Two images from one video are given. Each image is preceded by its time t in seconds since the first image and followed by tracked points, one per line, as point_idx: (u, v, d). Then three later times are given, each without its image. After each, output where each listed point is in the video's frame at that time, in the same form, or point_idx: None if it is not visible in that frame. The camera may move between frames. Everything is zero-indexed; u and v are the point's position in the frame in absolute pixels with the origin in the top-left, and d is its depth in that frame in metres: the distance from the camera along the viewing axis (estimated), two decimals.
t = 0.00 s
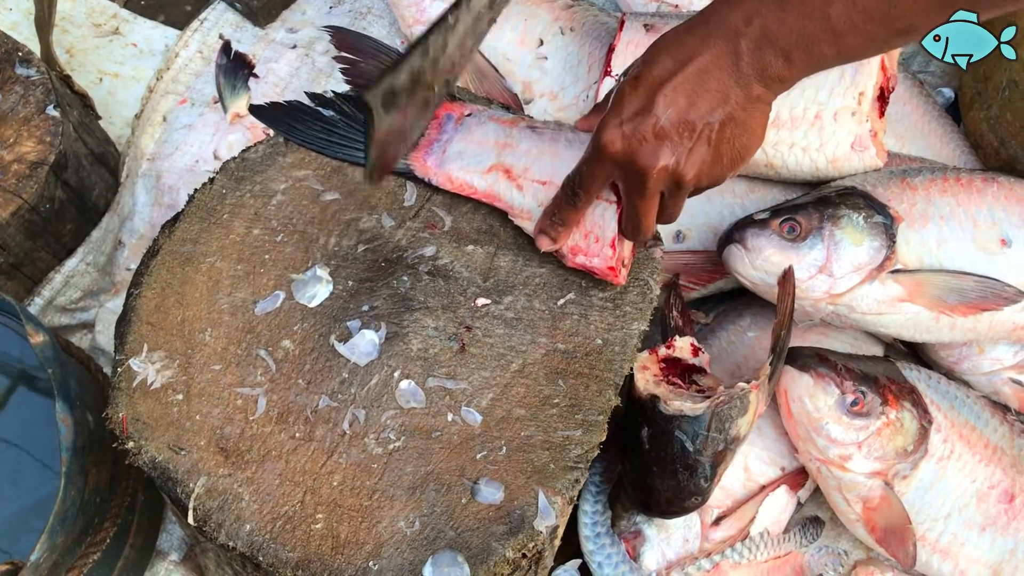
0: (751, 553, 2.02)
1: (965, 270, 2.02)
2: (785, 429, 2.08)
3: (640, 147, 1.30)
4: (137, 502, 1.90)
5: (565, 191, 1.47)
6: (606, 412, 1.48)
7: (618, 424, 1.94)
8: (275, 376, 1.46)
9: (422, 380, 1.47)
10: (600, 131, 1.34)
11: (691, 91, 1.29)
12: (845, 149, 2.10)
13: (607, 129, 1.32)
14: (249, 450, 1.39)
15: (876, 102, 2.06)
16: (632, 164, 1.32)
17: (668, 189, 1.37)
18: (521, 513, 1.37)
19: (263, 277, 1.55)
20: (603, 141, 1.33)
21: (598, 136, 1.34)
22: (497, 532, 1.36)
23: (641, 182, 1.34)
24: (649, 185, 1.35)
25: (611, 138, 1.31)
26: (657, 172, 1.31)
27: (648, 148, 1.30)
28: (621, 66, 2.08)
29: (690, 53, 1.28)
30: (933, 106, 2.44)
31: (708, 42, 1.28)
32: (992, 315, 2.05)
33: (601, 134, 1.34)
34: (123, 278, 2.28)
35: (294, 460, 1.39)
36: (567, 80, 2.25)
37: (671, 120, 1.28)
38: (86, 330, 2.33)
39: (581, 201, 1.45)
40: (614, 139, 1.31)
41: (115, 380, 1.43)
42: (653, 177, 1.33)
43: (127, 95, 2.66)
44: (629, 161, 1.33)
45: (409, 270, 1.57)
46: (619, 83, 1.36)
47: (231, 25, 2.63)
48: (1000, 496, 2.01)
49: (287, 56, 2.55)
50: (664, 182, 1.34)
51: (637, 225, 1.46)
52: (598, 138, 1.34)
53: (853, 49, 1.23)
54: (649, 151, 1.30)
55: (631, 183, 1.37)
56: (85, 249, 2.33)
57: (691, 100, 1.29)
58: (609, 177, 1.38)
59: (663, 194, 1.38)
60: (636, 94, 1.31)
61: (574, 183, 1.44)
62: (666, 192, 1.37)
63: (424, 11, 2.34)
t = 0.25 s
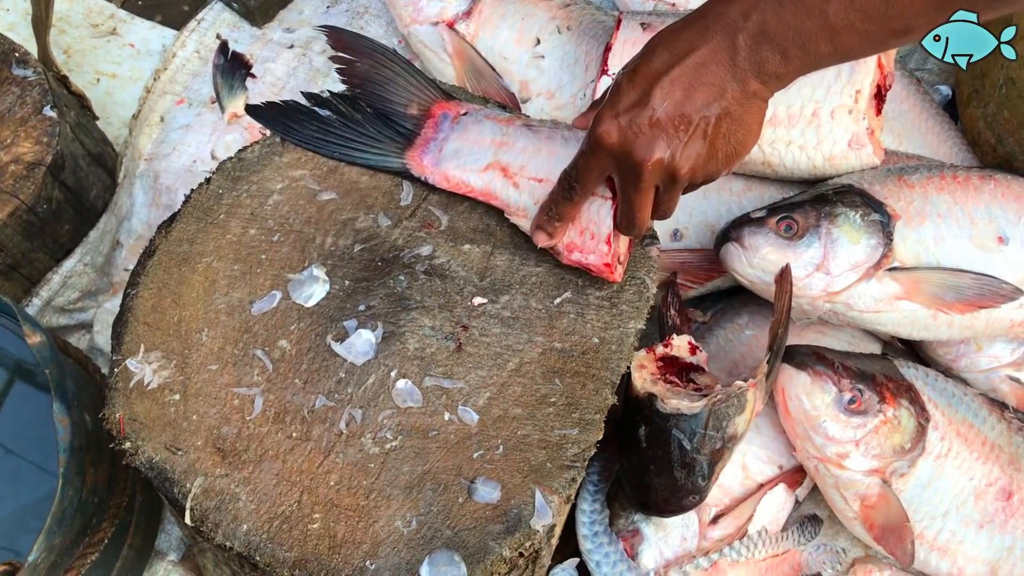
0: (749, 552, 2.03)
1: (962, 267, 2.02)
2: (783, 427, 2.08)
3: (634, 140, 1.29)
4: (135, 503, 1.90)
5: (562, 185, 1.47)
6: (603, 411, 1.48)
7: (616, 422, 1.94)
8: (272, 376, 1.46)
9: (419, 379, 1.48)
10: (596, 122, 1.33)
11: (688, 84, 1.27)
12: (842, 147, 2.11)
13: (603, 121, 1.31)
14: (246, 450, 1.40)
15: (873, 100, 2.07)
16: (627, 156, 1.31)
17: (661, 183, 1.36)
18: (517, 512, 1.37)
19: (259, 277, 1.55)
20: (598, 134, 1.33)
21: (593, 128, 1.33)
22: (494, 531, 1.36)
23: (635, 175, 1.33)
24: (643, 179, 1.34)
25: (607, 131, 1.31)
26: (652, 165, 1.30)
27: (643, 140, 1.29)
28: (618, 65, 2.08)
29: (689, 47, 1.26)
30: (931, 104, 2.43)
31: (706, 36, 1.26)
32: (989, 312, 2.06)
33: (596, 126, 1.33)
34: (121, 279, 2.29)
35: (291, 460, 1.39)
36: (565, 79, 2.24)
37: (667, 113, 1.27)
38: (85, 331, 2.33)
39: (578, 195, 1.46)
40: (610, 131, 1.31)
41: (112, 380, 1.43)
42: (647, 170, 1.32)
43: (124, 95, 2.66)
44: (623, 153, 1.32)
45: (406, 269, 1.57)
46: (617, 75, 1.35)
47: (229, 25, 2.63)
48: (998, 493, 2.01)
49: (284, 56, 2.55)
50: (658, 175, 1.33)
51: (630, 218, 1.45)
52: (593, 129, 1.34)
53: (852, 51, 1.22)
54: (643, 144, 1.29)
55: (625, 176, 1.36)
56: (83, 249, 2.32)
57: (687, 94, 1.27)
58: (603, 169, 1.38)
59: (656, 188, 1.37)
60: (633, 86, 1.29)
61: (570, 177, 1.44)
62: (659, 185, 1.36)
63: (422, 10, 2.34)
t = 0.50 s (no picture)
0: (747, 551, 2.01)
1: (959, 265, 2.02)
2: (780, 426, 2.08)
3: (640, 135, 1.29)
4: (133, 503, 1.90)
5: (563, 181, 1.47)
6: (599, 410, 1.48)
7: (614, 421, 1.93)
8: (269, 375, 1.46)
9: (416, 378, 1.48)
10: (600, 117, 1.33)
11: (693, 80, 1.28)
12: (839, 145, 2.11)
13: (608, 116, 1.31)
14: (243, 450, 1.40)
15: (870, 98, 2.07)
16: (632, 151, 1.31)
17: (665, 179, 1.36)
18: (514, 511, 1.37)
19: (256, 277, 1.55)
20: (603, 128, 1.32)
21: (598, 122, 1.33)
22: (491, 530, 1.35)
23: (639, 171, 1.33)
24: (647, 174, 1.34)
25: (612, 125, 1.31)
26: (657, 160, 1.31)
27: (647, 136, 1.29)
28: (615, 64, 2.09)
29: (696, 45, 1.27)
30: (928, 102, 2.43)
31: (712, 33, 1.27)
32: (987, 310, 2.06)
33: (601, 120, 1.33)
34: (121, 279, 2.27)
35: (288, 459, 1.39)
36: (562, 78, 2.25)
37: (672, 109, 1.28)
38: (82, 331, 2.32)
39: (580, 190, 1.45)
40: (614, 126, 1.30)
41: (109, 380, 1.43)
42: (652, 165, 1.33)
43: (122, 95, 2.66)
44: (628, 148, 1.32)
45: (402, 268, 1.57)
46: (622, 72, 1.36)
47: (226, 24, 2.63)
48: (995, 490, 2.01)
49: (281, 56, 2.55)
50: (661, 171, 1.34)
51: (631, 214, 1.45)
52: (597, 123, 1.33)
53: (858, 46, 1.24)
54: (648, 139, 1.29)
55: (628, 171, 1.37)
56: (80, 249, 2.32)
57: (693, 90, 1.28)
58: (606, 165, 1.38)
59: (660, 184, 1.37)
60: (638, 82, 1.30)
61: (573, 172, 1.44)
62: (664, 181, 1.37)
63: (419, 10, 2.32)
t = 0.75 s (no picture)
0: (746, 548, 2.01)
1: (957, 262, 2.02)
2: (778, 424, 2.08)
3: (637, 150, 1.30)
4: (131, 502, 1.90)
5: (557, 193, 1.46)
6: (596, 408, 1.48)
7: (612, 418, 1.91)
8: (265, 374, 1.46)
9: (413, 376, 1.48)
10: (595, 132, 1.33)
11: (687, 92, 1.29)
12: (837, 142, 2.11)
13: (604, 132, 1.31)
14: (239, 449, 1.40)
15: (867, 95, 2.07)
16: (629, 166, 1.32)
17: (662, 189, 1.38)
18: (511, 509, 1.37)
19: (252, 276, 1.55)
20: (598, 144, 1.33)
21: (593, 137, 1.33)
22: (488, 528, 1.35)
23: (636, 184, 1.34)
24: (645, 187, 1.35)
25: (608, 141, 1.31)
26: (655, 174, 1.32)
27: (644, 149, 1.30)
28: (613, 61, 2.08)
29: (689, 57, 1.28)
30: (926, 99, 2.43)
31: (705, 42, 1.27)
32: (984, 307, 2.06)
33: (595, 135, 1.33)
34: (115, 278, 2.28)
35: (285, 458, 1.39)
36: (559, 75, 2.25)
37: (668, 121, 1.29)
38: (80, 330, 2.33)
39: (577, 203, 1.44)
40: (610, 141, 1.31)
41: (105, 379, 1.43)
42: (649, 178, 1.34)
43: (119, 95, 2.66)
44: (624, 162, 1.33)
45: (399, 267, 1.57)
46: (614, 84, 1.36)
47: (223, 24, 2.64)
48: (994, 488, 2.01)
49: (278, 54, 2.54)
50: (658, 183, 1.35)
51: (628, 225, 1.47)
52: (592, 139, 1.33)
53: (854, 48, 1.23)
54: (645, 153, 1.30)
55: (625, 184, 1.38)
56: (78, 249, 2.32)
57: (688, 102, 1.29)
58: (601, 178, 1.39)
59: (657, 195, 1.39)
60: (631, 96, 1.31)
61: (570, 185, 1.43)
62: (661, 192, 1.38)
63: (416, 7, 2.31)
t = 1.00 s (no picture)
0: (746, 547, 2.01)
1: (958, 259, 2.01)
2: (778, 421, 2.08)
3: (635, 145, 1.29)
4: (130, 501, 1.90)
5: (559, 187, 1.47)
6: (596, 405, 1.48)
7: (612, 416, 1.91)
8: (264, 372, 1.46)
9: (412, 374, 1.47)
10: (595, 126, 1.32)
11: (688, 88, 1.28)
12: (837, 139, 2.11)
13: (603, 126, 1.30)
14: (238, 447, 1.39)
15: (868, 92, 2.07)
16: (628, 161, 1.32)
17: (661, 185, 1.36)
18: (511, 507, 1.37)
19: (251, 274, 1.54)
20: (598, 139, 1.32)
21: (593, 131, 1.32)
22: (487, 527, 1.35)
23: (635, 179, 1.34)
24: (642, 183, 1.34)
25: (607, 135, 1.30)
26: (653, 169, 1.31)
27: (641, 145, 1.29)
28: (612, 58, 2.06)
29: (690, 53, 1.27)
30: (926, 96, 2.43)
31: (706, 38, 1.26)
32: (985, 304, 2.05)
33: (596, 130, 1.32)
34: (114, 277, 2.28)
35: (284, 456, 1.39)
36: (559, 73, 2.24)
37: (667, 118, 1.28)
38: (79, 329, 2.33)
39: (575, 198, 1.45)
40: (610, 136, 1.30)
41: (104, 378, 1.43)
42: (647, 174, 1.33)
43: (118, 93, 2.65)
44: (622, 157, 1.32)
45: (398, 265, 1.57)
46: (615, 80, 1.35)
47: (222, 22, 2.63)
48: (995, 485, 2.00)
49: (278, 53, 2.54)
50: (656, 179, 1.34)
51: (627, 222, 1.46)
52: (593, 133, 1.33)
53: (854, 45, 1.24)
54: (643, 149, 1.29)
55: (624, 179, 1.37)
56: (76, 248, 2.32)
57: (688, 97, 1.28)
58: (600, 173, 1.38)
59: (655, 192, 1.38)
60: (632, 91, 1.30)
61: (568, 180, 1.44)
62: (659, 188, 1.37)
63: (415, 5, 2.32)
